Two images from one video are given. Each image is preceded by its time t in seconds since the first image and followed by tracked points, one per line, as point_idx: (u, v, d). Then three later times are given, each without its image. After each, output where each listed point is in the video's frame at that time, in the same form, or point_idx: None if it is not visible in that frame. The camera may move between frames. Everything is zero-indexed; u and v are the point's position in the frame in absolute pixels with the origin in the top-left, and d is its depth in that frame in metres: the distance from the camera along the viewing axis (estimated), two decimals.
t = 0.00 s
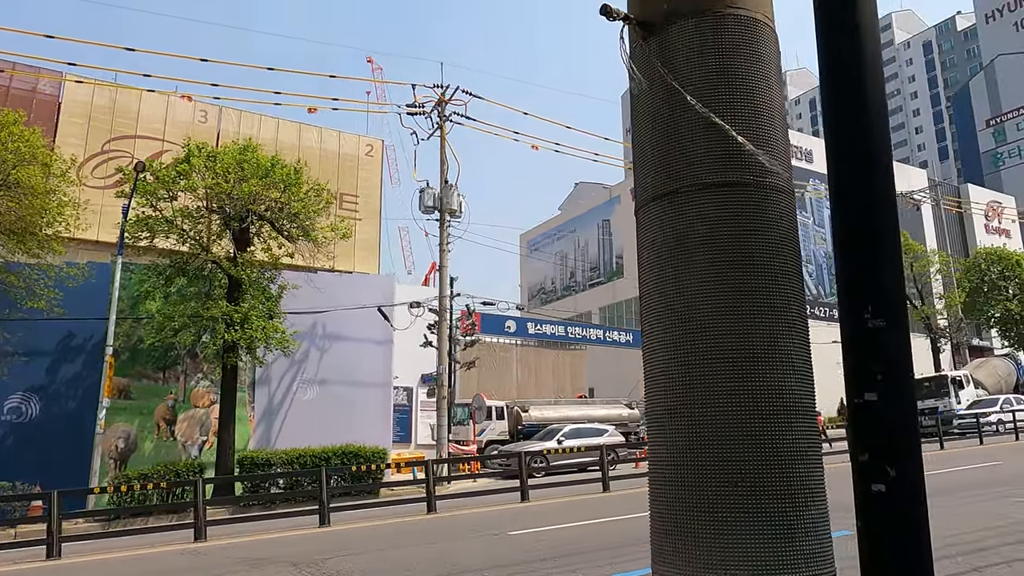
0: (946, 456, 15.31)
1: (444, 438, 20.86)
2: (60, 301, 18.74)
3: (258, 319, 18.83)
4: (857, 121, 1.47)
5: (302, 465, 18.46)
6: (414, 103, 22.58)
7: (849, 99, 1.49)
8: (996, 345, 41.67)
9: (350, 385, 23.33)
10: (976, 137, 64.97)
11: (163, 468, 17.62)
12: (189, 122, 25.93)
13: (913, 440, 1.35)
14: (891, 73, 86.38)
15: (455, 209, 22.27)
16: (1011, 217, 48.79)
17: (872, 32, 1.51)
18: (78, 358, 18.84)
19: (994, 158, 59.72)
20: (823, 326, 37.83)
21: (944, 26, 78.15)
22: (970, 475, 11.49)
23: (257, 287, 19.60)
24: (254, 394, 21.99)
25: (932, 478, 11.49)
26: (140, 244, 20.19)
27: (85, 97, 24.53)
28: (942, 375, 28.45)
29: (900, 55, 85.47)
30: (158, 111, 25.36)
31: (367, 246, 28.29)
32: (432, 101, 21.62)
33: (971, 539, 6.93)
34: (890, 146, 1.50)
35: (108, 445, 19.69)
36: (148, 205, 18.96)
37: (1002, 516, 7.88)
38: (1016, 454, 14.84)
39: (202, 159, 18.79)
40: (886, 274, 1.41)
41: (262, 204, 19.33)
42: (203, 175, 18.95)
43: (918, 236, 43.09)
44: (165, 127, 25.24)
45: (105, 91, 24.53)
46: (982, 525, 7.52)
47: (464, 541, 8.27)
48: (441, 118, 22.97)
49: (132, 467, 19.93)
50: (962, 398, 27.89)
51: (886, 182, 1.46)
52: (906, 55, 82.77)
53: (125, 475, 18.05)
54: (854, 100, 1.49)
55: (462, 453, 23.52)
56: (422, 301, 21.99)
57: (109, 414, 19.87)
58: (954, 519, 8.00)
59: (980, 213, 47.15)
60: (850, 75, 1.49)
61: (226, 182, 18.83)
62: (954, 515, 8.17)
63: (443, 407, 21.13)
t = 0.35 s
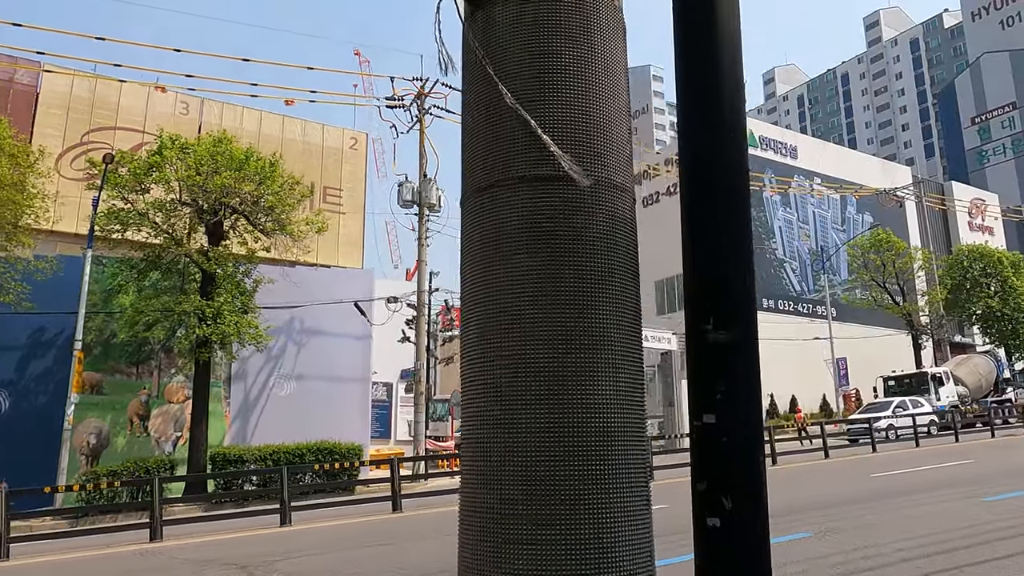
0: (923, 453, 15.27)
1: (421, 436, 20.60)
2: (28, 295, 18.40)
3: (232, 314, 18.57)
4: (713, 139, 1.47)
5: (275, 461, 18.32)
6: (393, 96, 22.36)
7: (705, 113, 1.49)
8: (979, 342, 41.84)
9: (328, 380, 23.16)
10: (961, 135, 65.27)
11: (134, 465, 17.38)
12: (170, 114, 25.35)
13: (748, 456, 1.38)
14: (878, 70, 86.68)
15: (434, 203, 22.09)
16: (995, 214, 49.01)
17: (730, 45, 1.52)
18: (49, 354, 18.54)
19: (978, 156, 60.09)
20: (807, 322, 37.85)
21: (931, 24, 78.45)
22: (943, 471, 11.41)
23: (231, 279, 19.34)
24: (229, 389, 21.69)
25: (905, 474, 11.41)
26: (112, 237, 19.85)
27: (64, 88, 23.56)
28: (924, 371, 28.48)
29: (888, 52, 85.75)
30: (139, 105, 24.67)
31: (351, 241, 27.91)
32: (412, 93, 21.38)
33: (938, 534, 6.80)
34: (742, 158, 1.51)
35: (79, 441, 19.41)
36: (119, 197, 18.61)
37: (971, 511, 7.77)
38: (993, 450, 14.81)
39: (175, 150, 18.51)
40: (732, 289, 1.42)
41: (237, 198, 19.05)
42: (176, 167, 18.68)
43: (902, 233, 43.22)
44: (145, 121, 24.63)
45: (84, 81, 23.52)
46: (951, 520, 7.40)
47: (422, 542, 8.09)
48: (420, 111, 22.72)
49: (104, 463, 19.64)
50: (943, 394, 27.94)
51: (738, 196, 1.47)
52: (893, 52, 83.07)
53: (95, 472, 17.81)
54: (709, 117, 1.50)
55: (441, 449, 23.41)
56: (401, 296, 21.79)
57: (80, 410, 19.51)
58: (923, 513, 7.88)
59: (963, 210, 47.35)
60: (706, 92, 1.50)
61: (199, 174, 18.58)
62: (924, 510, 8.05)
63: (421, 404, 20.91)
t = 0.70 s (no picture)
0: (907, 447, 15.13)
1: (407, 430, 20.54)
2: (7, 287, 18.22)
3: (213, 307, 18.39)
4: (516, 137, 1.70)
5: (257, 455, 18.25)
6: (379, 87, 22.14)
7: (514, 114, 1.72)
8: (973, 337, 41.66)
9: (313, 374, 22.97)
10: (957, 130, 65.14)
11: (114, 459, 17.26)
12: (162, 108, 23.34)
13: (531, 412, 1.60)
14: (875, 65, 86.45)
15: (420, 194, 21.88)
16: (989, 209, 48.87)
17: (540, 59, 1.76)
18: (30, 347, 18.40)
19: (975, 151, 60.05)
20: (799, 317, 37.73)
21: (929, 18, 78.19)
22: (922, 467, 11.22)
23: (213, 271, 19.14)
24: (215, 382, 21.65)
25: (883, 470, 11.23)
26: (93, 230, 19.68)
27: (54, 80, 21.76)
28: (914, 366, 28.33)
29: (885, 47, 85.52)
30: (130, 96, 22.69)
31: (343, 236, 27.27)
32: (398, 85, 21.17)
33: (902, 530, 6.59)
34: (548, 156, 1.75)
35: (61, 434, 19.30)
36: (99, 188, 18.39)
37: (940, 507, 7.57)
38: (976, 446, 14.64)
39: (156, 142, 18.36)
40: (527, 267, 1.65)
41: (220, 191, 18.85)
42: (158, 159, 18.51)
43: (895, 228, 43.07)
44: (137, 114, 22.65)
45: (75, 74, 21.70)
46: (919, 516, 7.19)
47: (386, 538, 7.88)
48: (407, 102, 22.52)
49: (86, 457, 19.54)
50: (933, 390, 27.81)
51: (539, 189, 1.70)
52: (891, 47, 82.83)
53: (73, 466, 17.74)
54: (514, 118, 1.72)
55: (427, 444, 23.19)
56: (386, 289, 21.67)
57: (62, 404, 19.36)
58: (893, 508, 7.67)
59: (959, 205, 47.10)
60: (513, 98, 1.73)
61: (180, 165, 18.41)
62: (894, 505, 7.85)
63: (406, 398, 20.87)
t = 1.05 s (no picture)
0: (887, 446, 15.08)
1: (388, 427, 20.36)
2: None
3: (191, 304, 18.04)
4: (285, 128, 1.67)
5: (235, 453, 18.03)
6: (362, 82, 21.99)
7: (290, 103, 1.69)
8: (960, 336, 41.76)
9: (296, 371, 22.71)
10: (947, 129, 65.29)
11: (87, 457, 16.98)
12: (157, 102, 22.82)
13: (278, 406, 1.58)
14: (867, 65, 86.57)
15: (403, 191, 21.72)
16: (978, 208, 48.96)
17: (325, 50, 1.73)
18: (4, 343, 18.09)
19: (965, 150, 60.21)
20: (787, 315, 37.66)
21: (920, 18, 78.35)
22: (898, 466, 11.10)
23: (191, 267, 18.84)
24: (194, 379, 21.40)
25: (858, 469, 11.10)
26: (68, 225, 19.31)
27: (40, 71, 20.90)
28: (900, 364, 28.34)
29: (876, 46, 85.65)
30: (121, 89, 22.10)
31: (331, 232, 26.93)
32: (381, 79, 21.01)
33: (867, 532, 6.44)
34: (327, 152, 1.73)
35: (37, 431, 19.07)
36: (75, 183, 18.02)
37: (909, 508, 7.42)
38: (955, 445, 14.55)
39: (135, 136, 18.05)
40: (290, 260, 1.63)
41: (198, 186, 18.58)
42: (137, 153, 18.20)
43: (884, 226, 43.07)
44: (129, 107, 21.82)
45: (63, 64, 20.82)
46: (891, 517, 7.05)
47: (350, 538, 7.69)
48: (391, 98, 22.30)
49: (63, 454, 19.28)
50: (919, 388, 27.79)
51: (314, 184, 1.69)
52: (882, 46, 82.97)
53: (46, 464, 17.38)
54: (288, 102, 1.69)
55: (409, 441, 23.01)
56: (369, 287, 21.52)
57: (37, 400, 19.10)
58: (861, 508, 7.52)
59: (947, 205, 47.18)
60: (286, 81, 1.70)
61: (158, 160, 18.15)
62: (863, 505, 7.70)
63: (388, 396, 20.71)
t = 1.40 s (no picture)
0: (871, 446, 14.90)
1: (370, 425, 20.10)
2: None
3: (168, 300, 17.68)
4: None
5: (212, 452, 17.80)
6: (346, 77, 21.73)
7: None
8: (950, 335, 41.69)
9: (278, 369, 22.49)
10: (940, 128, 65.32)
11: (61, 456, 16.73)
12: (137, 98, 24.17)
13: None
14: (860, 63, 86.52)
15: (387, 187, 21.44)
16: (969, 207, 48.92)
17: None
18: None
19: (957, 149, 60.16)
20: (777, 314, 37.56)
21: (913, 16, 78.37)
22: (880, 466, 10.88)
23: (169, 261, 18.54)
24: (174, 377, 21.18)
25: (838, 469, 10.88)
26: (44, 219, 19.02)
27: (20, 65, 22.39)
28: (889, 363, 28.21)
29: (870, 45, 85.63)
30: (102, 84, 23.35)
31: (320, 228, 26.64)
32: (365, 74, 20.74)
33: (839, 536, 6.20)
34: None
35: (12, 430, 18.79)
36: (50, 176, 17.71)
37: (885, 511, 7.20)
38: (940, 445, 14.35)
39: (110, 129, 17.73)
40: None
41: (177, 180, 18.32)
42: (115, 146, 17.91)
43: (874, 225, 42.95)
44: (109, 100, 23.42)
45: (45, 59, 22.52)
46: (865, 520, 6.83)
47: (306, 540, 7.42)
48: (375, 92, 22.02)
49: (40, 452, 19.03)
50: (907, 387, 27.67)
51: None
52: (876, 44, 82.92)
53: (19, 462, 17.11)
54: None
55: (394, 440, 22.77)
56: (352, 283, 21.29)
57: (13, 398, 18.86)
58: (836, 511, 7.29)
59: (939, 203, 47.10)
60: None
61: (134, 154, 17.82)
62: (838, 508, 7.47)
63: (369, 394, 20.44)
